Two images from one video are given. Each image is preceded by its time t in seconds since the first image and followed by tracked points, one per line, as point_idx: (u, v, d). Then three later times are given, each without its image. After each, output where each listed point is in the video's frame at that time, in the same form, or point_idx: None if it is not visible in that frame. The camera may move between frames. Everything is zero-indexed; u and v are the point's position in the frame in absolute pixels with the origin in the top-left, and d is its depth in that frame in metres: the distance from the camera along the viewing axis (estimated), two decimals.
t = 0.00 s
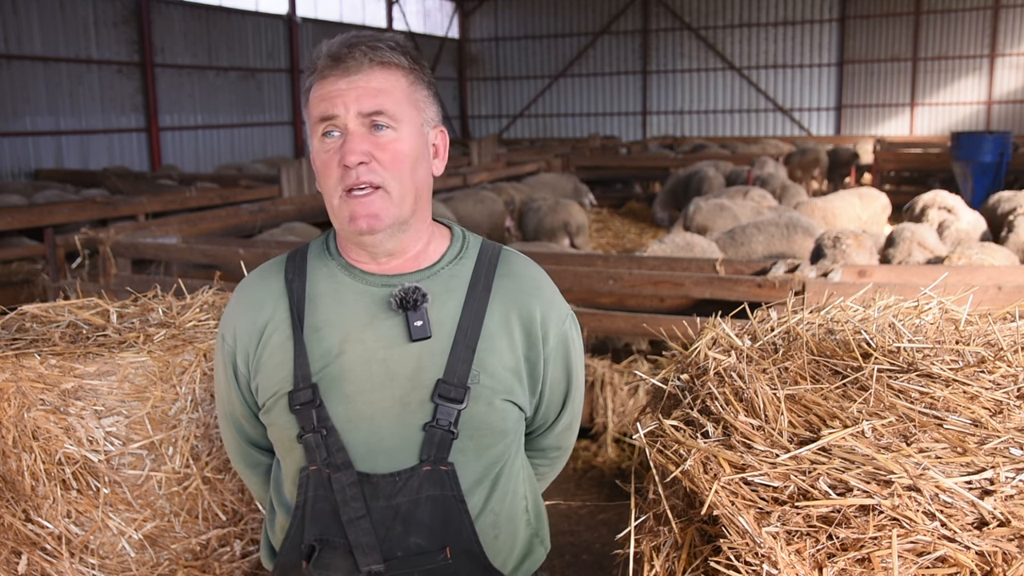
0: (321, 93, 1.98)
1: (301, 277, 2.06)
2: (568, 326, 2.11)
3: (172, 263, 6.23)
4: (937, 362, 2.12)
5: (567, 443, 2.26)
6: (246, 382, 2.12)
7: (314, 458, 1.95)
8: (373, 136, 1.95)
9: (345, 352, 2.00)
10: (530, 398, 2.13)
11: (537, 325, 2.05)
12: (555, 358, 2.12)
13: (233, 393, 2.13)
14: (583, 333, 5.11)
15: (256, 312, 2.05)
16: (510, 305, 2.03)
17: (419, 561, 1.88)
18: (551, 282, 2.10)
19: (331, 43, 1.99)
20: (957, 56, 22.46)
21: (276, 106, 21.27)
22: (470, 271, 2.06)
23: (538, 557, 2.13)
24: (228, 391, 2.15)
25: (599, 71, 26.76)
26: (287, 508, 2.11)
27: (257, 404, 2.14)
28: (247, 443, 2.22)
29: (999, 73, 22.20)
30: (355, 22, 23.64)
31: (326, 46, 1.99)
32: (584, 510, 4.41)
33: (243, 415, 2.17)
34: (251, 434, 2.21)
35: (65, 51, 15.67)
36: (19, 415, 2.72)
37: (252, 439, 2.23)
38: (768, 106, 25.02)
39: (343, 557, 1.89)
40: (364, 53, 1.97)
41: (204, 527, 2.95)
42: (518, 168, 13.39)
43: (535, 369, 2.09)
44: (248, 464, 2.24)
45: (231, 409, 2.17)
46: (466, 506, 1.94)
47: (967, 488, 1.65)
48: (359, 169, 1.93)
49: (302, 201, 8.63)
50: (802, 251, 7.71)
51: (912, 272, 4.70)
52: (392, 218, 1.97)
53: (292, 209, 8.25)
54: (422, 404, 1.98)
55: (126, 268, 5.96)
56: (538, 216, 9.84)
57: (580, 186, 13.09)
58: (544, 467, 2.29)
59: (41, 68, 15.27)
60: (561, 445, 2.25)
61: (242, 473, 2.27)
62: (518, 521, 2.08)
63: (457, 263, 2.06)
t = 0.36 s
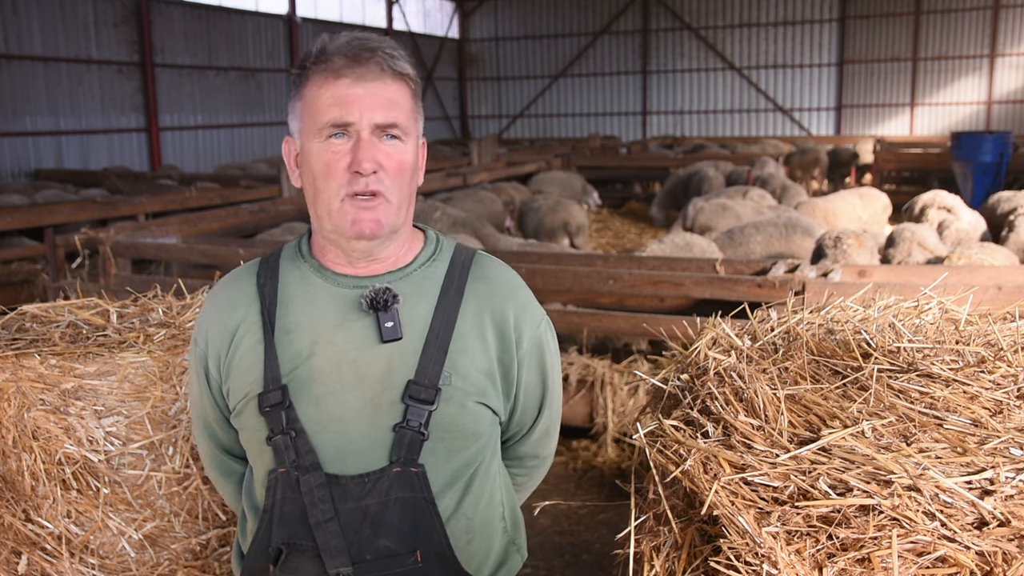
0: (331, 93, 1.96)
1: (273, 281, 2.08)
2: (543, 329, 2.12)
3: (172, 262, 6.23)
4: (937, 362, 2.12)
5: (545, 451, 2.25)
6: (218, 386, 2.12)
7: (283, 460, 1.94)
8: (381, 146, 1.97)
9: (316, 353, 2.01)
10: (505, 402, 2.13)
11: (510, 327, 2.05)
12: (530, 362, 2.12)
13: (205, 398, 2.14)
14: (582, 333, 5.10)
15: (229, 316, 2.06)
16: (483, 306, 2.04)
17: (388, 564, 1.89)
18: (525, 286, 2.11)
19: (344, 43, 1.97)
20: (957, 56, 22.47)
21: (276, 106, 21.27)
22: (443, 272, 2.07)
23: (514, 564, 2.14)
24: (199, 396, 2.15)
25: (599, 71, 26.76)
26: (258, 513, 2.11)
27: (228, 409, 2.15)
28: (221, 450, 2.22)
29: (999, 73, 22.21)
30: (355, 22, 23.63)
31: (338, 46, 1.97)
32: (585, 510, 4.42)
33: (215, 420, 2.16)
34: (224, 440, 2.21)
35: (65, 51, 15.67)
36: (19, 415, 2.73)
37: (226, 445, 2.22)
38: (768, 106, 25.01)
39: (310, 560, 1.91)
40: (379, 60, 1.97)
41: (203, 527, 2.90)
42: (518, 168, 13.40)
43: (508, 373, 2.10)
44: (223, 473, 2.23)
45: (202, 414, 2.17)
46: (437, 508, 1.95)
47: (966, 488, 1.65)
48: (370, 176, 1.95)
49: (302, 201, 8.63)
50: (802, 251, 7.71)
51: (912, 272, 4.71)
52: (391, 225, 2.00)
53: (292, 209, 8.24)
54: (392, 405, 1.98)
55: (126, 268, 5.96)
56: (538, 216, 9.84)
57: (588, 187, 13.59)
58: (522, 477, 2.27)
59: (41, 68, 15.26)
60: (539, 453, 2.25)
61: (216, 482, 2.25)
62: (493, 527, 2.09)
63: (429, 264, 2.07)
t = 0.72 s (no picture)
0: (300, 96, 1.98)
1: (267, 279, 2.09)
2: (537, 323, 2.13)
3: (172, 262, 6.24)
4: (937, 362, 2.12)
5: (542, 448, 2.25)
6: (212, 389, 2.12)
7: (282, 455, 1.94)
8: (357, 139, 1.98)
9: (313, 347, 2.01)
10: (502, 395, 2.13)
11: (505, 318, 2.06)
12: (526, 354, 2.13)
13: (199, 402, 2.13)
14: (582, 333, 5.10)
15: (222, 316, 2.06)
16: (478, 298, 2.05)
17: (391, 556, 1.88)
18: (520, 279, 2.11)
19: (305, 46, 1.99)
20: (957, 56, 22.48)
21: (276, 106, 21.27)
22: (438, 265, 2.08)
23: (516, 560, 2.12)
24: (193, 401, 2.15)
25: (599, 71, 26.76)
26: (255, 512, 2.11)
27: (223, 410, 2.14)
28: (215, 457, 2.21)
29: (999, 73, 22.22)
30: (355, 22, 23.63)
31: (300, 49, 1.99)
32: (584, 510, 4.42)
33: (210, 425, 2.16)
34: (218, 446, 2.21)
35: (65, 51, 15.67)
36: (19, 415, 2.73)
37: (221, 451, 2.22)
38: (768, 106, 25.00)
39: (313, 554, 1.89)
40: (343, 55, 1.98)
41: (203, 527, 2.90)
42: (518, 168, 13.40)
43: (505, 365, 2.10)
44: (217, 481, 2.23)
45: (196, 420, 2.17)
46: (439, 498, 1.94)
47: (967, 488, 1.65)
48: (349, 172, 1.96)
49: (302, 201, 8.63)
50: (802, 251, 7.71)
51: (912, 272, 4.71)
52: (380, 216, 2.00)
53: (292, 209, 8.24)
54: (391, 396, 1.99)
55: (126, 268, 5.96)
56: (537, 215, 9.85)
57: (600, 186, 14.01)
58: (521, 475, 2.27)
59: (41, 68, 15.27)
60: (536, 450, 2.25)
61: (211, 492, 2.25)
62: (494, 521, 2.09)
63: (424, 257, 2.08)
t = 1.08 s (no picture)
0: (315, 93, 1.98)
1: (269, 279, 2.09)
2: (535, 319, 2.12)
3: (173, 262, 6.24)
4: (937, 362, 2.12)
5: (541, 444, 2.24)
6: (216, 387, 2.12)
7: (283, 451, 1.94)
8: (367, 140, 1.98)
9: (314, 346, 2.01)
10: (500, 391, 2.13)
11: (504, 315, 2.06)
12: (524, 350, 2.13)
13: (204, 400, 2.14)
14: (583, 333, 5.10)
15: (225, 316, 2.07)
16: (477, 295, 2.05)
17: (390, 549, 1.87)
18: (517, 276, 2.12)
19: (322, 44, 1.99)
20: (957, 56, 22.48)
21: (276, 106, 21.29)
22: (436, 263, 2.08)
23: (515, 554, 2.13)
24: (197, 398, 2.15)
25: (599, 71, 26.76)
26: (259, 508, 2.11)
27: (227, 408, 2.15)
28: (219, 454, 2.21)
29: (999, 73, 22.23)
30: (355, 22, 23.62)
31: (318, 47, 1.99)
32: (584, 510, 4.42)
33: (213, 422, 2.16)
34: (223, 443, 2.21)
35: (65, 51, 15.67)
36: (19, 415, 2.73)
37: (225, 449, 2.22)
38: (768, 106, 25.00)
39: (314, 548, 1.87)
40: (358, 56, 1.99)
41: (203, 527, 2.89)
42: (518, 168, 13.40)
43: (503, 362, 2.10)
44: (221, 478, 2.23)
45: (200, 417, 2.17)
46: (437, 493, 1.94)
47: (966, 488, 1.65)
48: (358, 170, 1.96)
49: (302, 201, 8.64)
50: (801, 251, 7.71)
51: (912, 272, 4.71)
52: (383, 215, 2.01)
53: (292, 209, 8.24)
54: (390, 392, 1.99)
55: (126, 268, 5.96)
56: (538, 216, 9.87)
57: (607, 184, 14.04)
58: (520, 472, 2.26)
59: (40, 68, 15.26)
60: (536, 445, 2.24)
61: (215, 488, 2.25)
62: (494, 515, 2.08)
63: (422, 256, 2.08)
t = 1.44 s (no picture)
0: (340, 94, 1.96)
1: (279, 271, 2.09)
2: (539, 315, 2.13)
3: (173, 262, 6.23)
4: (936, 362, 2.12)
5: (540, 430, 2.25)
6: (229, 376, 2.13)
7: (297, 444, 1.96)
8: (389, 145, 1.97)
9: (325, 342, 2.01)
10: (504, 384, 2.13)
11: (509, 313, 2.06)
12: (527, 345, 2.13)
13: (216, 387, 2.14)
14: (582, 333, 5.10)
15: (239, 307, 2.07)
16: (485, 294, 2.05)
17: (399, 539, 1.91)
18: (523, 274, 2.11)
19: (350, 46, 1.97)
20: (957, 56, 22.48)
21: (276, 106, 21.29)
22: (445, 261, 2.07)
23: (516, 538, 2.14)
24: (210, 386, 2.16)
25: (599, 71, 26.75)
26: (271, 494, 2.12)
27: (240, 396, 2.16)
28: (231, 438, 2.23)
29: (999, 73, 22.23)
30: (355, 22, 23.61)
31: (345, 48, 1.97)
32: (584, 510, 4.42)
33: (226, 408, 2.17)
34: (235, 428, 2.22)
35: (65, 51, 15.67)
36: (19, 416, 2.73)
37: (236, 432, 2.23)
38: (768, 106, 25.00)
39: (328, 538, 1.91)
40: (384, 61, 1.97)
41: (203, 527, 2.92)
42: (518, 168, 13.41)
43: (508, 357, 2.10)
44: (232, 459, 2.25)
45: (213, 403, 2.18)
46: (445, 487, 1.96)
47: (967, 488, 1.65)
48: (379, 175, 1.96)
49: (302, 201, 8.64)
50: (801, 251, 7.70)
51: (912, 272, 4.71)
52: (399, 219, 2.01)
53: (292, 209, 8.24)
54: (400, 389, 1.99)
55: (126, 268, 5.97)
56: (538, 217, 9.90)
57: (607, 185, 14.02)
58: (519, 456, 2.27)
59: (40, 68, 15.26)
60: (535, 432, 2.25)
61: (226, 467, 2.27)
62: (496, 504, 2.09)
63: (432, 254, 2.07)
